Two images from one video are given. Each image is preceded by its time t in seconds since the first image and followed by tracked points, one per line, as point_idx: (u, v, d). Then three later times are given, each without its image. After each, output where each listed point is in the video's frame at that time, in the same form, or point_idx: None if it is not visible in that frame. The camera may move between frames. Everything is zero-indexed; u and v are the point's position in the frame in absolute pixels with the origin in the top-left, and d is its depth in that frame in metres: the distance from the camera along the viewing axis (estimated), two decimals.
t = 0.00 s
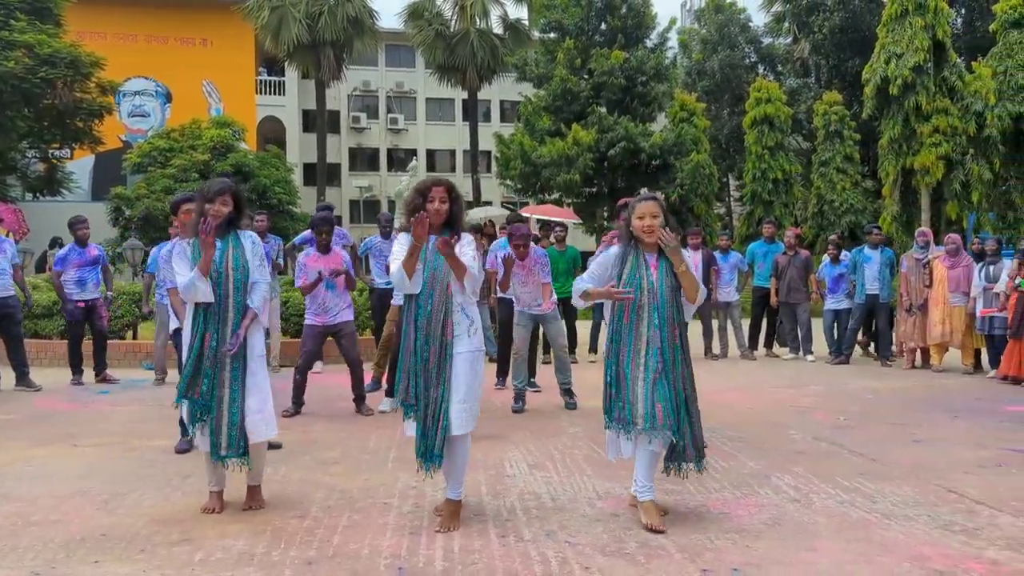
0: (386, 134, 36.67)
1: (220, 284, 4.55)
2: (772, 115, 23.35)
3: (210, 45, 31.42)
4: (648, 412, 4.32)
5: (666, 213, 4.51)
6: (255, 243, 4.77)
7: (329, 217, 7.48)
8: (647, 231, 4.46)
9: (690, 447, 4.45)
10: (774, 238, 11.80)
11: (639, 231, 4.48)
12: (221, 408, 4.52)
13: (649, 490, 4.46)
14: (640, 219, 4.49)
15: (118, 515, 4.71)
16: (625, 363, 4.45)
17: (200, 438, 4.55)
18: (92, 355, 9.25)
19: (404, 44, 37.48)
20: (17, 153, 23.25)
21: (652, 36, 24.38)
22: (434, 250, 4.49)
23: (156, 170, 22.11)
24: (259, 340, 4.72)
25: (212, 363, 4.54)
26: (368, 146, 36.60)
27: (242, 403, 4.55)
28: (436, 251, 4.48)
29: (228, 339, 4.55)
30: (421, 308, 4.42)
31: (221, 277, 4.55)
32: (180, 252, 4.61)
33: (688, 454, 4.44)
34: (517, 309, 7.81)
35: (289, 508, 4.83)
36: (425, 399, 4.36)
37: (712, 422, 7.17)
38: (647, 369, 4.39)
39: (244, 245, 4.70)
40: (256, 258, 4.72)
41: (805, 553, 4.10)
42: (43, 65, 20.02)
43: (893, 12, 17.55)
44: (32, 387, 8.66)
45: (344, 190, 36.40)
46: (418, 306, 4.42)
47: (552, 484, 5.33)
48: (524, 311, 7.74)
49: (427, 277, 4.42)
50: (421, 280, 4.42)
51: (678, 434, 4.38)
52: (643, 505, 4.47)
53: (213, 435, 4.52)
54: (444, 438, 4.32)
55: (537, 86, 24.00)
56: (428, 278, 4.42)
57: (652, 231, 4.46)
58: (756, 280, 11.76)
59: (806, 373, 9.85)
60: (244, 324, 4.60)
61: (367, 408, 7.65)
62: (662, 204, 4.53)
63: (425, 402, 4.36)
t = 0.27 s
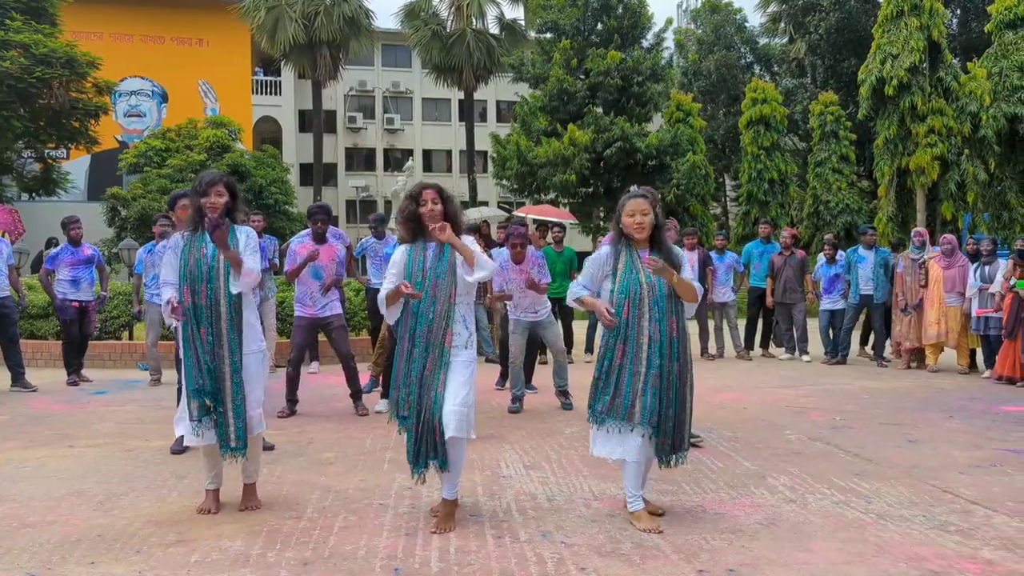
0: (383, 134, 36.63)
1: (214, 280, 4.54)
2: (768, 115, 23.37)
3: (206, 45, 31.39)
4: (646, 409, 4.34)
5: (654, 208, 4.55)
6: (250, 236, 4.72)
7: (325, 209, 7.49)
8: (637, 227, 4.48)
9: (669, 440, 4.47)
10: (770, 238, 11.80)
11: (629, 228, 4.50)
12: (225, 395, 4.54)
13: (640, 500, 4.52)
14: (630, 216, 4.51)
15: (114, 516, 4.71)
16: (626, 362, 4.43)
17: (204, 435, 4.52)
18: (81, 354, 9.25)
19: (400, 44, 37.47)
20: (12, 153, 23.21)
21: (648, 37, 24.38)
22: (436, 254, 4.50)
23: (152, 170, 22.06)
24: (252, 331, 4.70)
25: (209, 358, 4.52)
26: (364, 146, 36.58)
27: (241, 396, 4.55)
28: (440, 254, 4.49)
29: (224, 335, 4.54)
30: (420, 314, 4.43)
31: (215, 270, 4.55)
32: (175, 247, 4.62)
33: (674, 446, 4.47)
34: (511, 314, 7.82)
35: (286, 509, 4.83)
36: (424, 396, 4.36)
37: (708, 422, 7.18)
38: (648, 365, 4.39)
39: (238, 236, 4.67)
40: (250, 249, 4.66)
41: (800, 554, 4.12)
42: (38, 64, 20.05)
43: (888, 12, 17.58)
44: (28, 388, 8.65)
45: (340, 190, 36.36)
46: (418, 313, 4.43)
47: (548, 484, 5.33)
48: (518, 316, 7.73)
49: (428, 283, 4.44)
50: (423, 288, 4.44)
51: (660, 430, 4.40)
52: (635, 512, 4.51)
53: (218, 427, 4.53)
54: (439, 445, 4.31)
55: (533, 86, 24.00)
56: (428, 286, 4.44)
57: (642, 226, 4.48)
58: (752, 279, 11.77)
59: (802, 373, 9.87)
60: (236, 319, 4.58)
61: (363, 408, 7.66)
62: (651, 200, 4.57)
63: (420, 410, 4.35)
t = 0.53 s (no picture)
0: (380, 133, 36.61)
1: (213, 288, 4.56)
2: (765, 115, 23.39)
3: (203, 44, 31.37)
4: (657, 417, 4.29)
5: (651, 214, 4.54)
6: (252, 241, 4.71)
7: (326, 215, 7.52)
8: (634, 230, 4.47)
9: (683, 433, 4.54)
10: (767, 238, 11.86)
11: (626, 230, 4.50)
12: (214, 404, 4.51)
13: (649, 487, 4.45)
14: (629, 217, 4.49)
15: (110, 516, 4.70)
16: (625, 365, 4.43)
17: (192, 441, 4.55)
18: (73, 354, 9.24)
19: (397, 44, 37.46)
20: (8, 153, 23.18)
21: (646, 37, 24.38)
22: (430, 245, 4.48)
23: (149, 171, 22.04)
24: (252, 339, 4.68)
25: (205, 364, 4.54)
26: (362, 145, 36.57)
27: (234, 404, 4.52)
28: (433, 246, 4.46)
29: (219, 341, 4.53)
30: (415, 307, 4.42)
31: (214, 278, 4.56)
32: (178, 256, 4.67)
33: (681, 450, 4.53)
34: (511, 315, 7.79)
35: (283, 509, 4.83)
36: (421, 396, 4.36)
37: (705, 422, 7.19)
38: (645, 369, 4.39)
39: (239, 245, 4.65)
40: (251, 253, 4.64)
41: (796, 554, 4.12)
42: (34, 64, 19.98)
43: (885, 12, 17.60)
44: (24, 388, 8.63)
45: (338, 190, 36.33)
46: (413, 304, 4.42)
47: (545, 484, 5.33)
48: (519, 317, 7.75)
49: (421, 272, 4.44)
50: (417, 278, 4.44)
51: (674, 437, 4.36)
52: (644, 502, 4.46)
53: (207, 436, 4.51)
54: (440, 435, 4.32)
55: (530, 86, 24.00)
56: (423, 275, 4.43)
57: (639, 230, 4.48)
58: (748, 279, 11.82)
59: (799, 373, 9.87)
60: (237, 326, 4.57)
61: (360, 408, 7.65)
62: (650, 206, 4.55)
63: (421, 401, 4.35)
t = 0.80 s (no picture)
0: (379, 133, 36.60)
1: (207, 278, 4.54)
2: (764, 115, 23.38)
3: (202, 44, 31.35)
4: (645, 401, 4.34)
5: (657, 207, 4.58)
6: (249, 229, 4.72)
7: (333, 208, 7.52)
8: (641, 219, 4.50)
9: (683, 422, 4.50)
10: (766, 238, 11.89)
11: (632, 220, 4.52)
12: (209, 395, 4.50)
13: (641, 499, 4.47)
14: (636, 208, 4.52)
15: (109, 517, 4.71)
16: (627, 357, 4.41)
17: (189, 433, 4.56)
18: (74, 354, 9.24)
19: (396, 43, 37.44)
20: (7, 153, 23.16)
21: (645, 36, 24.37)
22: (429, 247, 4.49)
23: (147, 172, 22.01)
24: (248, 330, 4.68)
25: (199, 354, 4.52)
26: (360, 145, 36.56)
27: (227, 394, 4.50)
28: (432, 248, 4.47)
29: (214, 333, 4.51)
30: (415, 308, 4.41)
31: (210, 268, 4.55)
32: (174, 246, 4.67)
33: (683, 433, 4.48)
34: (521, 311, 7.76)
35: (281, 509, 4.83)
36: (421, 395, 4.35)
37: (703, 421, 7.19)
38: (647, 359, 4.39)
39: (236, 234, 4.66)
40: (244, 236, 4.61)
41: (795, 553, 4.13)
42: (33, 64, 19.97)
43: (884, 12, 17.60)
44: (23, 388, 8.63)
45: (336, 190, 36.31)
46: (413, 305, 4.41)
47: (543, 484, 5.34)
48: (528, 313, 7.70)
49: (421, 274, 4.44)
50: (417, 280, 4.44)
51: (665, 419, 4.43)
52: (637, 513, 4.49)
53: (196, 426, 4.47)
54: (439, 437, 4.32)
55: (529, 86, 24.00)
56: (424, 276, 4.43)
57: (646, 220, 4.51)
58: (747, 279, 11.83)
59: (797, 373, 9.88)
60: (231, 315, 4.56)
61: (358, 408, 7.65)
62: (656, 199, 4.59)
63: (420, 401, 4.35)
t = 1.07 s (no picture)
0: (377, 133, 36.60)
1: (209, 289, 4.53)
2: (762, 114, 23.41)
3: (201, 44, 31.33)
4: (653, 409, 4.30)
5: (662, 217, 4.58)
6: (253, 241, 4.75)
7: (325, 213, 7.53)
8: (646, 228, 4.50)
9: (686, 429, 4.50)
10: (765, 238, 11.90)
11: (637, 227, 4.51)
12: (209, 403, 4.48)
13: (648, 493, 4.45)
14: (641, 215, 4.51)
15: (108, 517, 4.71)
16: (625, 364, 4.41)
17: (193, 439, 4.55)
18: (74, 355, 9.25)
19: (395, 43, 37.44)
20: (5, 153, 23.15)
21: (643, 36, 24.38)
22: (426, 250, 4.49)
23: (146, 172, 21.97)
24: (252, 338, 4.68)
25: (199, 365, 4.51)
26: (359, 145, 36.55)
27: (229, 402, 4.50)
28: (428, 250, 4.48)
29: (215, 343, 4.51)
30: (413, 309, 4.41)
31: (212, 281, 4.54)
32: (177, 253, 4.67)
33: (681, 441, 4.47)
34: (533, 311, 7.80)
35: (280, 509, 4.83)
36: (424, 396, 4.35)
37: (702, 422, 7.20)
38: (647, 366, 4.39)
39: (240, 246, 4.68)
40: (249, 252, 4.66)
41: (793, 553, 4.13)
42: (32, 64, 19.95)
43: (882, 12, 17.61)
44: (22, 388, 8.62)
45: (335, 190, 36.30)
46: (410, 307, 4.42)
47: (542, 484, 5.34)
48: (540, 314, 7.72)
49: (419, 275, 4.44)
50: (414, 280, 4.44)
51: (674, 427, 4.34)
52: (643, 509, 4.48)
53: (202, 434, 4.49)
54: (445, 438, 4.33)
55: (528, 85, 24.01)
56: (421, 277, 4.43)
57: (650, 230, 4.50)
58: (746, 279, 11.82)
59: (796, 373, 9.89)
60: (234, 325, 4.56)
61: (357, 408, 7.65)
62: (661, 208, 4.59)
63: (423, 401, 4.36)
